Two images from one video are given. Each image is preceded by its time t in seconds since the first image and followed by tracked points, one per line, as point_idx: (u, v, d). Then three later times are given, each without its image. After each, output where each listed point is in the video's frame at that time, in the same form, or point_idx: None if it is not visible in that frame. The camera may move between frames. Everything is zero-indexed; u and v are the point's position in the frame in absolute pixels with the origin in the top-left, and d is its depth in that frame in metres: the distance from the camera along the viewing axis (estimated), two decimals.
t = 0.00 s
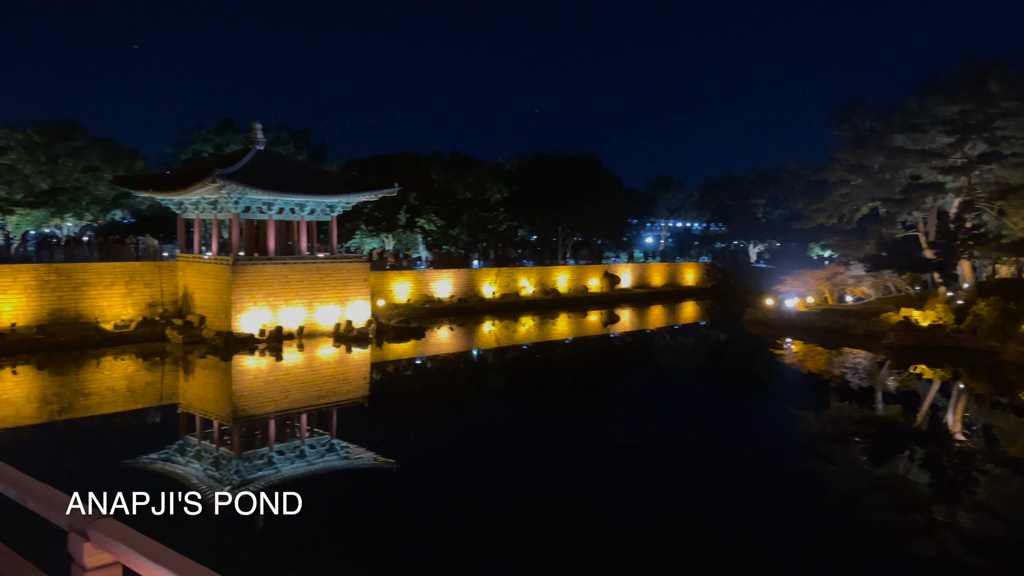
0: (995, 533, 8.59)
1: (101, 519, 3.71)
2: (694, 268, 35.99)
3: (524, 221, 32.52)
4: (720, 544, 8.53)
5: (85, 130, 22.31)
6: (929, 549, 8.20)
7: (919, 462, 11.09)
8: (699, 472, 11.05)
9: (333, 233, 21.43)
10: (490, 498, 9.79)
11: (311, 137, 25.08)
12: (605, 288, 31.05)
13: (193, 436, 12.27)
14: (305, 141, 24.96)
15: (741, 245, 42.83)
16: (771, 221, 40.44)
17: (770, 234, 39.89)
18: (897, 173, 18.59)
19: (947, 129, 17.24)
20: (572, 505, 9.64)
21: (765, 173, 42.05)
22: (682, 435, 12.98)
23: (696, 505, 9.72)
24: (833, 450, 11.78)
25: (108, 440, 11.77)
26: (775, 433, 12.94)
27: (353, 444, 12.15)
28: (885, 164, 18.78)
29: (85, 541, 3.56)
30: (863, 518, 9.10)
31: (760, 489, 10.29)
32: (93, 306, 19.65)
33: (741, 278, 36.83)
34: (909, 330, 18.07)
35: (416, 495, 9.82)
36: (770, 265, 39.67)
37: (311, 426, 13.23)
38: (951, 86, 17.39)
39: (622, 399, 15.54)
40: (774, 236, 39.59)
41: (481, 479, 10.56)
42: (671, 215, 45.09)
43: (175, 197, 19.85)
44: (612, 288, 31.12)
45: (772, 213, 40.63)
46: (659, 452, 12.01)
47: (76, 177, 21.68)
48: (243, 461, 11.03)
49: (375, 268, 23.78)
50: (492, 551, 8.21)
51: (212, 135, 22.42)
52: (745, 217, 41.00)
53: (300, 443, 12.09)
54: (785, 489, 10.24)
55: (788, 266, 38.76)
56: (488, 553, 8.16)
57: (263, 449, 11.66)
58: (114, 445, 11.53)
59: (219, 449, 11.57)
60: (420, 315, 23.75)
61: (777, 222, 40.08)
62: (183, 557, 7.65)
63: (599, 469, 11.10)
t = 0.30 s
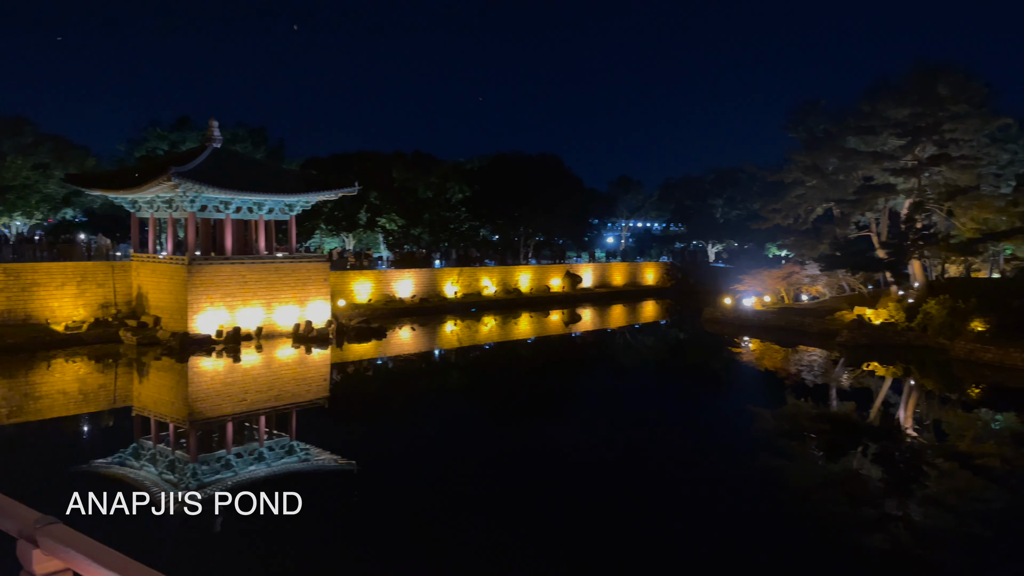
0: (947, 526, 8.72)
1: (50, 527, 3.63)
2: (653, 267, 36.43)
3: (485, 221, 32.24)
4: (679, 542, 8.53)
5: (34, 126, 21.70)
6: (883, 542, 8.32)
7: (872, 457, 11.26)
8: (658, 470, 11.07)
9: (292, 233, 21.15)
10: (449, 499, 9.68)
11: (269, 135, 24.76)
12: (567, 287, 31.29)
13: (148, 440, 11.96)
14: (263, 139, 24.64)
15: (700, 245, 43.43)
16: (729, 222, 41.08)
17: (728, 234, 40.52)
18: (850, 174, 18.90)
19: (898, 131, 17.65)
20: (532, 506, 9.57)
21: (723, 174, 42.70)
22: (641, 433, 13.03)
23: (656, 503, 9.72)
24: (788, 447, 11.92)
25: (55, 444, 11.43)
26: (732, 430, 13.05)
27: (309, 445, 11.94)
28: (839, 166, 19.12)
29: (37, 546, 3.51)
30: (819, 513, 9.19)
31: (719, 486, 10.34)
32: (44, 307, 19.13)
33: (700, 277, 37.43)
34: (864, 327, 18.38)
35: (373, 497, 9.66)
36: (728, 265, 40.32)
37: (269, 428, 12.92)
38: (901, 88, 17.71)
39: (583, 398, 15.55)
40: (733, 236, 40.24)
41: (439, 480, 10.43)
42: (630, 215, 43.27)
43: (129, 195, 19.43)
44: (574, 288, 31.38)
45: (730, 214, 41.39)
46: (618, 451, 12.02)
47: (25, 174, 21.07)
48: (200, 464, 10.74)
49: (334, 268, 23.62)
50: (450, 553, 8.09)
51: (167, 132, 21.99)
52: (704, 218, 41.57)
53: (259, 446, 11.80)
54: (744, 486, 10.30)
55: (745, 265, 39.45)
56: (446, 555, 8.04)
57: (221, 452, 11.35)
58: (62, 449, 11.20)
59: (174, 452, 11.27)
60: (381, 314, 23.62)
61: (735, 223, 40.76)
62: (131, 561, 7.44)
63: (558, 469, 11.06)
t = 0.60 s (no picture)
0: (898, 516, 8.78)
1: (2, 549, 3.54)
2: (611, 266, 36.66)
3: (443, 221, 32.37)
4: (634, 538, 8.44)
5: None
6: (837, 533, 8.33)
7: (822, 450, 11.37)
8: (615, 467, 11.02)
9: (246, 232, 20.85)
10: (402, 499, 9.47)
11: (222, 133, 24.35)
12: (526, 287, 31.44)
13: (98, 444, 11.61)
14: (217, 136, 24.22)
15: (656, 245, 44.01)
16: (685, 222, 41.55)
17: (684, 234, 41.14)
18: (802, 175, 19.29)
19: (848, 134, 17.95)
20: (487, 504, 9.41)
21: (679, 175, 43.29)
22: (598, 431, 13.00)
23: (612, 500, 9.64)
24: (741, 442, 11.99)
25: None
26: (687, 426, 13.10)
27: (259, 446, 11.66)
28: (791, 167, 19.48)
29: None
30: (775, 506, 9.19)
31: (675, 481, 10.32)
32: None
33: (656, 277, 37.98)
34: (815, 327, 18.90)
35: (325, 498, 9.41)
36: (684, 265, 40.93)
37: (225, 431, 12.46)
38: (851, 91, 18.09)
39: (541, 397, 15.49)
40: (688, 236, 40.87)
41: (392, 478, 10.27)
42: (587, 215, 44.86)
43: (77, 193, 18.93)
44: (532, 287, 31.51)
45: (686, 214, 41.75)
46: (575, 448, 11.95)
47: None
48: (151, 468, 10.35)
49: (291, 268, 23.37)
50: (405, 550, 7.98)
51: (116, 128, 21.49)
52: (661, 218, 42.11)
53: (213, 448, 11.43)
54: (700, 480, 10.29)
55: (700, 265, 40.11)
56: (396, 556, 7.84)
57: (173, 455, 10.99)
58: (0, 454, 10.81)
59: (126, 456, 10.91)
60: (338, 314, 23.45)
61: (692, 222, 41.33)
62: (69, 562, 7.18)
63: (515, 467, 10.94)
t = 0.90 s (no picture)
0: (841, 497, 8.72)
1: None
2: (571, 266, 37.24)
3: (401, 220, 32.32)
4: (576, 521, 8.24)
5: None
6: (785, 502, 8.48)
7: (770, 437, 11.32)
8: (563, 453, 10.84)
9: (199, 232, 20.54)
10: (340, 488, 9.15)
11: (175, 130, 23.97)
12: (485, 286, 31.48)
13: (44, 450, 10.93)
14: (169, 133, 23.82)
15: (614, 244, 44.58)
16: (643, 221, 41.76)
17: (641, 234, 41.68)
18: (756, 176, 19.67)
19: (800, 136, 18.18)
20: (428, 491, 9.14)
21: (636, 175, 43.78)
22: (549, 420, 12.84)
23: (557, 485, 9.43)
24: (691, 429, 11.92)
25: None
26: (641, 411, 13.25)
27: (199, 442, 11.26)
28: (745, 168, 19.84)
29: None
30: (720, 488, 9.07)
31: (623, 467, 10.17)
32: None
33: (614, 276, 38.27)
34: (769, 325, 19.09)
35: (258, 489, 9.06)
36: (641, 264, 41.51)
37: (178, 435, 11.73)
38: (802, 94, 18.32)
39: (498, 388, 15.46)
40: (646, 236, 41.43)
41: (345, 464, 10.16)
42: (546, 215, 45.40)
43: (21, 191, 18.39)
44: (492, 287, 31.55)
45: (643, 214, 41.73)
46: (524, 437, 11.76)
47: None
48: (101, 474, 9.58)
49: (245, 268, 23.10)
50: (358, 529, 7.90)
51: (63, 125, 21.02)
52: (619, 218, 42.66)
53: (165, 452, 10.61)
54: (647, 466, 10.15)
55: (658, 265, 40.69)
56: (326, 542, 7.52)
57: (124, 460, 10.20)
58: None
59: (74, 462, 10.12)
60: (293, 314, 23.15)
61: (649, 222, 41.51)
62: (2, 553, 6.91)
63: (460, 456, 10.69)
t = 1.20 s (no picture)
0: (799, 429, 8.55)
1: None
2: (528, 265, 37.25)
3: (357, 220, 31.77)
4: (529, 465, 7.90)
5: None
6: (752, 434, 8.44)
7: (726, 394, 11.23)
8: (520, 412, 10.55)
9: (148, 230, 20.03)
10: (282, 453, 8.68)
11: (123, 127, 23.43)
12: (444, 285, 31.52)
13: None
14: (118, 131, 23.29)
15: (572, 243, 44.94)
16: (599, 221, 42.12)
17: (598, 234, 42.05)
18: (710, 177, 19.82)
19: (753, 137, 18.34)
20: (375, 450, 8.72)
21: (593, 175, 44.13)
22: (505, 390, 12.58)
23: (515, 437, 9.10)
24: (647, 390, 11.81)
25: None
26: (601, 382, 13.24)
27: (136, 424, 10.69)
28: (699, 169, 19.90)
29: None
30: (686, 427, 8.98)
31: (578, 418, 9.91)
32: None
33: (572, 276, 38.41)
34: (722, 322, 19.07)
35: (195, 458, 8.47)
36: (599, 263, 41.87)
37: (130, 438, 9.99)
38: (756, 97, 18.62)
39: (458, 373, 15.32)
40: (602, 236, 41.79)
41: (303, 431, 9.82)
42: (505, 215, 45.53)
43: None
44: (450, 286, 31.52)
45: (600, 213, 42.11)
46: (478, 402, 11.47)
47: None
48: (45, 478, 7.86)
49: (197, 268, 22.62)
50: (319, 481, 7.58)
51: (6, 121, 20.38)
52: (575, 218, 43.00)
53: (115, 457, 8.76)
54: (602, 416, 9.93)
55: (615, 265, 41.06)
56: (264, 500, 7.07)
57: (70, 465, 8.45)
58: None
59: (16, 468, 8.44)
60: (248, 315, 22.82)
61: (606, 221, 42.03)
62: None
63: (411, 421, 10.33)
